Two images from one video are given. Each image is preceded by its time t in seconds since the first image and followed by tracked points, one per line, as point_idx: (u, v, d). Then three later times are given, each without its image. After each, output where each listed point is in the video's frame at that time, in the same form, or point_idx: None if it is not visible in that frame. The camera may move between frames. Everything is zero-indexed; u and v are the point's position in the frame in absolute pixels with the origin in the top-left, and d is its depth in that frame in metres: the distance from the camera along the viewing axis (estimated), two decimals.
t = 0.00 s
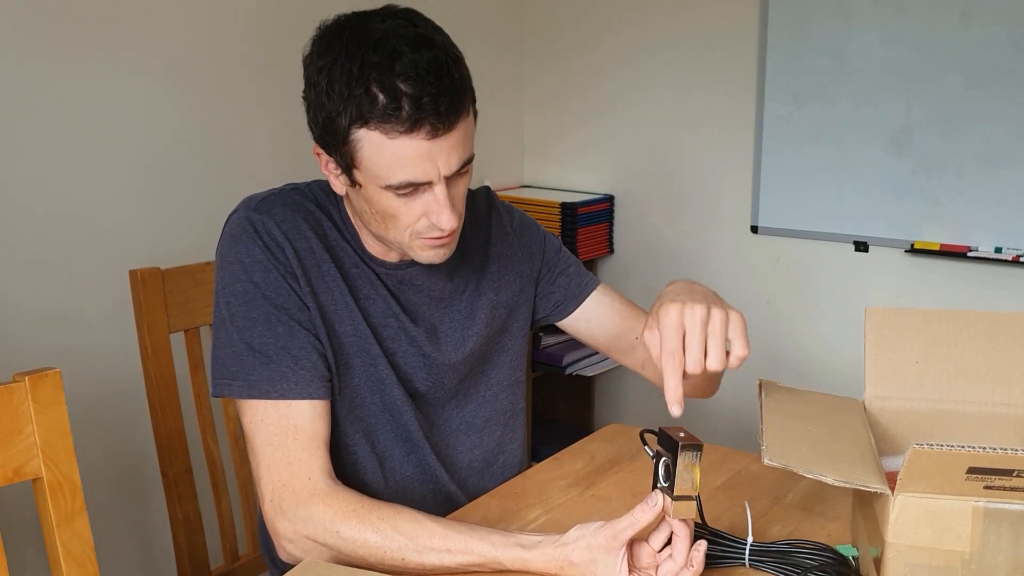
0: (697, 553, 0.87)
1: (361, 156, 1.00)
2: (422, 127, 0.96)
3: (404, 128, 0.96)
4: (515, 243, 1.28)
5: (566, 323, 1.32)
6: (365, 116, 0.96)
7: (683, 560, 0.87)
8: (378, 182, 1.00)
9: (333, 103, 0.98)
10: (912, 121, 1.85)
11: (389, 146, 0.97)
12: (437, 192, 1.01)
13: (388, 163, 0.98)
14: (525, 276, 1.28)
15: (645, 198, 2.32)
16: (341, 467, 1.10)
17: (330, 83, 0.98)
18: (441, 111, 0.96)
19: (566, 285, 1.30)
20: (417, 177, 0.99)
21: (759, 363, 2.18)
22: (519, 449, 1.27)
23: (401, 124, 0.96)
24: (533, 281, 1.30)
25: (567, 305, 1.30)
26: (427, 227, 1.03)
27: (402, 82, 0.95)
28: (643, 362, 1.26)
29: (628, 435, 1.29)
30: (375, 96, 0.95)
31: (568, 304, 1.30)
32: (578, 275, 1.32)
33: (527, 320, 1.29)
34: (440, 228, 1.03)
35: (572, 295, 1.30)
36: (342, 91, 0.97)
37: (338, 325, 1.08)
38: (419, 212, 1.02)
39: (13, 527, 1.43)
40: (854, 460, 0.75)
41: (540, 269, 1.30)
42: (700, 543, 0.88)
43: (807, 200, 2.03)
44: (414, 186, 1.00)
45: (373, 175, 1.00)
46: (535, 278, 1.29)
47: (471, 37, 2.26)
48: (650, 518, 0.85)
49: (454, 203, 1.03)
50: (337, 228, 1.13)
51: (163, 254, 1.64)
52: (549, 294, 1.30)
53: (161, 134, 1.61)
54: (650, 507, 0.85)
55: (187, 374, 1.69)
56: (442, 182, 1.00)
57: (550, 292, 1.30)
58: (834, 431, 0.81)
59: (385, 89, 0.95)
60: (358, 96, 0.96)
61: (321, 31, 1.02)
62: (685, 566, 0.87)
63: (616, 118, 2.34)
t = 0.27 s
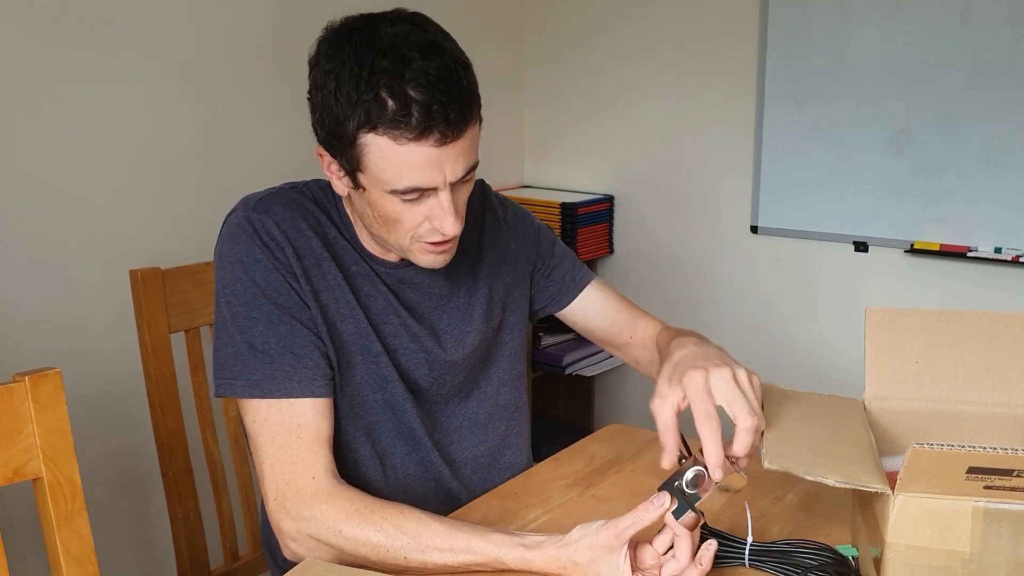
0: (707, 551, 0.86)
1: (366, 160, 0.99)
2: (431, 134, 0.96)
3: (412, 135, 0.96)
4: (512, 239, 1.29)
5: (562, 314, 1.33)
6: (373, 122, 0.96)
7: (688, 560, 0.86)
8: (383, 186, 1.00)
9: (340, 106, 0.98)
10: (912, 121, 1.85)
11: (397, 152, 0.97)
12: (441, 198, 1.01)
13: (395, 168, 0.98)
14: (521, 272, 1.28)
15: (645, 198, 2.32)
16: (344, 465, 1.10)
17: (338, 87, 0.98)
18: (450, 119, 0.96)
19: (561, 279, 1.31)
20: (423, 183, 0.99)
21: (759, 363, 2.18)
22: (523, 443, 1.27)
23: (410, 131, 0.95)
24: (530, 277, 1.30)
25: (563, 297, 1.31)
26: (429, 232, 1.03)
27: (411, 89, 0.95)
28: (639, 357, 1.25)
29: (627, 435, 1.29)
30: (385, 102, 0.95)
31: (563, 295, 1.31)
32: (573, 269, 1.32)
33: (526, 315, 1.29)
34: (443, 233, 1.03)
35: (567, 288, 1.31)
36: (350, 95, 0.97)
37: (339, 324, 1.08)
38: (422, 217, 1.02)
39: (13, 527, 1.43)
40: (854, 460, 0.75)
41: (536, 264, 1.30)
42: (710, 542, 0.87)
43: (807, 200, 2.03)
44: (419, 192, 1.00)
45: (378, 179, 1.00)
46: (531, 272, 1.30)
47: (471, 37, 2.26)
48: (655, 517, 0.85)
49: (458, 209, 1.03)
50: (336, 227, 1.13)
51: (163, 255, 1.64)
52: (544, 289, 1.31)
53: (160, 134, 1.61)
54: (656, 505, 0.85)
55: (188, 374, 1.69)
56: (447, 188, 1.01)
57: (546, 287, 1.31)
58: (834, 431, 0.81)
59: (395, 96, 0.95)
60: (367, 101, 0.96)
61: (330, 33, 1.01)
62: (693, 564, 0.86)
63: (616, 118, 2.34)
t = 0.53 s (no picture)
0: (697, 534, 0.84)
1: (362, 159, 0.99)
2: (424, 135, 0.96)
3: (407, 135, 0.95)
4: (511, 245, 1.29)
5: (553, 331, 1.33)
6: (368, 122, 0.95)
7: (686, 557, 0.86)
8: (377, 185, 1.00)
9: (338, 105, 0.98)
10: (912, 121, 1.85)
11: (390, 152, 0.97)
12: (436, 199, 1.01)
13: (388, 168, 0.98)
14: (520, 277, 1.29)
15: (646, 197, 2.32)
16: (342, 466, 1.10)
17: (335, 85, 0.98)
18: (444, 120, 0.96)
19: (556, 294, 1.31)
20: (417, 185, 0.99)
21: (759, 363, 2.18)
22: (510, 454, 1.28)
23: (403, 131, 0.95)
24: (529, 283, 1.30)
25: (555, 313, 1.31)
26: (424, 233, 1.04)
27: (406, 90, 0.94)
28: (618, 378, 1.28)
29: (626, 434, 1.29)
30: (380, 101, 0.95)
31: (556, 312, 1.31)
32: (568, 285, 1.33)
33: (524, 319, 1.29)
34: (437, 236, 1.03)
35: (561, 303, 1.31)
36: (347, 94, 0.96)
37: (341, 324, 1.08)
38: (417, 217, 1.02)
39: (14, 527, 1.43)
40: (853, 459, 0.75)
41: (535, 271, 1.31)
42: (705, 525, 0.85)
43: (807, 200, 2.03)
44: (413, 193, 1.00)
45: (373, 178, 1.00)
46: (530, 279, 1.30)
47: (471, 37, 2.26)
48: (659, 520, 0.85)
49: (452, 211, 1.03)
50: (338, 226, 1.13)
51: (163, 254, 1.65)
52: (540, 302, 1.31)
53: (161, 134, 1.61)
54: (662, 509, 0.85)
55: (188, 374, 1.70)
56: (441, 190, 1.00)
57: (541, 300, 1.31)
58: (835, 430, 0.81)
59: (390, 96, 0.94)
60: (362, 101, 0.95)
61: (332, 32, 1.01)
62: (685, 547, 0.85)
63: (616, 117, 2.34)
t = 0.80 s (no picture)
0: (693, 529, 0.84)
1: (355, 128, 1.00)
2: (413, 90, 0.97)
3: (395, 91, 0.96)
4: (513, 243, 1.29)
5: (557, 330, 1.31)
6: (357, 84, 0.97)
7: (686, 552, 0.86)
8: (373, 154, 1.01)
9: (327, 78, 1.00)
10: (912, 121, 1.85)
11: (381, 113, 0.98)
12: (432, 160, 1.01)
13: (380, 130, 0.98)
14: (523, 274, 1.28)
15: (646, 197, 2.32)
16: (344, 463, 1.10)
17: (324, 59, 1.00)
18: (431, 73, 0.97)
19: (560, 291, 1.30)
20: (411, 145, 0.99)
21: (759, 363, 2.18)
22: (512, 449, 1.27)
23: (392, 87, 0.96)
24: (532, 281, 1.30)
25: (560, 311, 1.30)
26: (425, 202, 1.03)
27: (391, 48, 0.96)
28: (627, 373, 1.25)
29: (627, 434, 1.29)
30: (366, 63, 0.96)
31: (561, 311, 1.29)
32: (574, 281, 1.31)
33: (526, 316, 1.29)
34: (438, 200, 1.03)
35: (565, 303, 1.29)
36: (334, 64, 0.98)
37: (343, 321, 1.08)
38: (415, 185, 1.02)
39: (14, 527, 1.43)
40: (854, 458, 0.75)
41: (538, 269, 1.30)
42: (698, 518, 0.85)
43: (807, 199, 2.03)
44: (409, 157, 1.00)
45: (368, 147, 1.00)
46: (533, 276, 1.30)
47: (471, 37, 2.26)
48: (656, 521, 0.85)
49: (449, 173, 1.03)
50: (341, 222, 1.14)
51: (163, 254, 1.65)
52: (543, 300, 1.30)
53: (160, 134, 1.61)
54: (656, 511, 0.84)
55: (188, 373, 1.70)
56: (436, 151, 1.01)
57: (545, 298, 1.30)
58: (835, 429, 0.81)
59: (376, 55, 0.96)
60: (349, 66, 0.97)
61: (316, 16, 1.04)
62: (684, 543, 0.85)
63: (617, 117, 2.34)
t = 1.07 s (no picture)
0: (688, 521, 0.85)
1: (359, 135, 1.00)
2: (418, 96, 0.97)
3: (400, 98, 0.96)
4: (513, 241, 1.28)
5: (563, 317, 1.33)
6: (361, 92, 0.97)
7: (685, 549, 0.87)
8: (379, 160, 1.01)
9: (329, 85, 0.99)
10: (912, 121, 1.85)
11: (387, 120, 0.98)
12: (438, 165, 1.01)
13: (386, 137, 0.98)
14: (524, 272, 1.28)
15: (646, 197, 2.32)
16: (344, 462, 1.10)
17: (326, 66, 0.99)
18: (436, 79, 0.97)
19: (562, 279, 1.31)
20: (417, 151, 0.99)
21: (759, 363, 2.18)
22: (523, 446, 1.27)
23: (396, 95, 0.96)
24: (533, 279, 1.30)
25: (564, 299, 1.31)
26: (431, 206, 1.03)
27: (394, 54, 0.96)
28: (640, 355, 1.25)
29: (627, 433, 1.29)
30: (370, 71, 0.96)
31: (563, 298, 1.30)
32: (574, 269, 1.32)
33: (526, 314, 1.29)
34: (445, 205, 1.03)
35: (568, 289, 1.31)
36: (337, 71, 0.98)
37: (343, 320, 1.08)
38: (422, 190, 1.02)
39: (14, 527, 1.43)
40: (854, 458, 0.75)
41: (538, 266, 1.30)
42: (693, 510, 0.86)
43: (808, 199, 2.03)
44: (415, 162, 1.00)
45: (373, 153, 1.00)
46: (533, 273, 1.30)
47: (471, 36, 2.26)
48: (655, 519, 0.85)
49: (455, 177, 1.03)
50: (341, 221, 1.13)
51: (162, 254, 1.65)
52: (547, 288, 1.31)
53: (160, 134, 1.61)
54: (655, 509, 0.85)
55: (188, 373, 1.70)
56: (442, 155, 1.01)
57: (548, 287, 1.31)
58: (835, 429, 0.81)
59: (379, 63, 0.96)
60: (353, 73, 0.97)
61: (314, 20, 1.04)
62: (679, 535, 0.85)
63: (617, 117, 2.34)
